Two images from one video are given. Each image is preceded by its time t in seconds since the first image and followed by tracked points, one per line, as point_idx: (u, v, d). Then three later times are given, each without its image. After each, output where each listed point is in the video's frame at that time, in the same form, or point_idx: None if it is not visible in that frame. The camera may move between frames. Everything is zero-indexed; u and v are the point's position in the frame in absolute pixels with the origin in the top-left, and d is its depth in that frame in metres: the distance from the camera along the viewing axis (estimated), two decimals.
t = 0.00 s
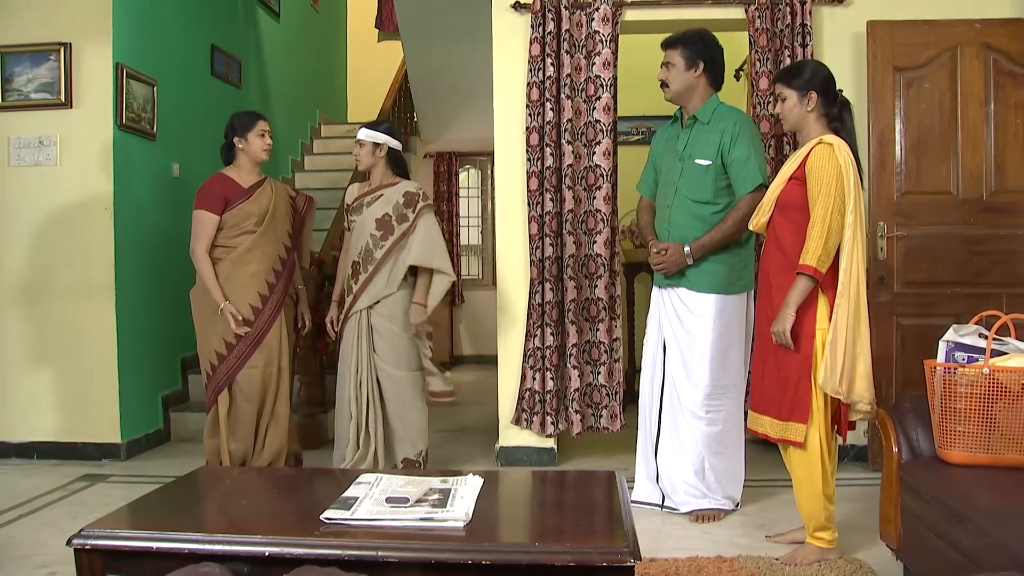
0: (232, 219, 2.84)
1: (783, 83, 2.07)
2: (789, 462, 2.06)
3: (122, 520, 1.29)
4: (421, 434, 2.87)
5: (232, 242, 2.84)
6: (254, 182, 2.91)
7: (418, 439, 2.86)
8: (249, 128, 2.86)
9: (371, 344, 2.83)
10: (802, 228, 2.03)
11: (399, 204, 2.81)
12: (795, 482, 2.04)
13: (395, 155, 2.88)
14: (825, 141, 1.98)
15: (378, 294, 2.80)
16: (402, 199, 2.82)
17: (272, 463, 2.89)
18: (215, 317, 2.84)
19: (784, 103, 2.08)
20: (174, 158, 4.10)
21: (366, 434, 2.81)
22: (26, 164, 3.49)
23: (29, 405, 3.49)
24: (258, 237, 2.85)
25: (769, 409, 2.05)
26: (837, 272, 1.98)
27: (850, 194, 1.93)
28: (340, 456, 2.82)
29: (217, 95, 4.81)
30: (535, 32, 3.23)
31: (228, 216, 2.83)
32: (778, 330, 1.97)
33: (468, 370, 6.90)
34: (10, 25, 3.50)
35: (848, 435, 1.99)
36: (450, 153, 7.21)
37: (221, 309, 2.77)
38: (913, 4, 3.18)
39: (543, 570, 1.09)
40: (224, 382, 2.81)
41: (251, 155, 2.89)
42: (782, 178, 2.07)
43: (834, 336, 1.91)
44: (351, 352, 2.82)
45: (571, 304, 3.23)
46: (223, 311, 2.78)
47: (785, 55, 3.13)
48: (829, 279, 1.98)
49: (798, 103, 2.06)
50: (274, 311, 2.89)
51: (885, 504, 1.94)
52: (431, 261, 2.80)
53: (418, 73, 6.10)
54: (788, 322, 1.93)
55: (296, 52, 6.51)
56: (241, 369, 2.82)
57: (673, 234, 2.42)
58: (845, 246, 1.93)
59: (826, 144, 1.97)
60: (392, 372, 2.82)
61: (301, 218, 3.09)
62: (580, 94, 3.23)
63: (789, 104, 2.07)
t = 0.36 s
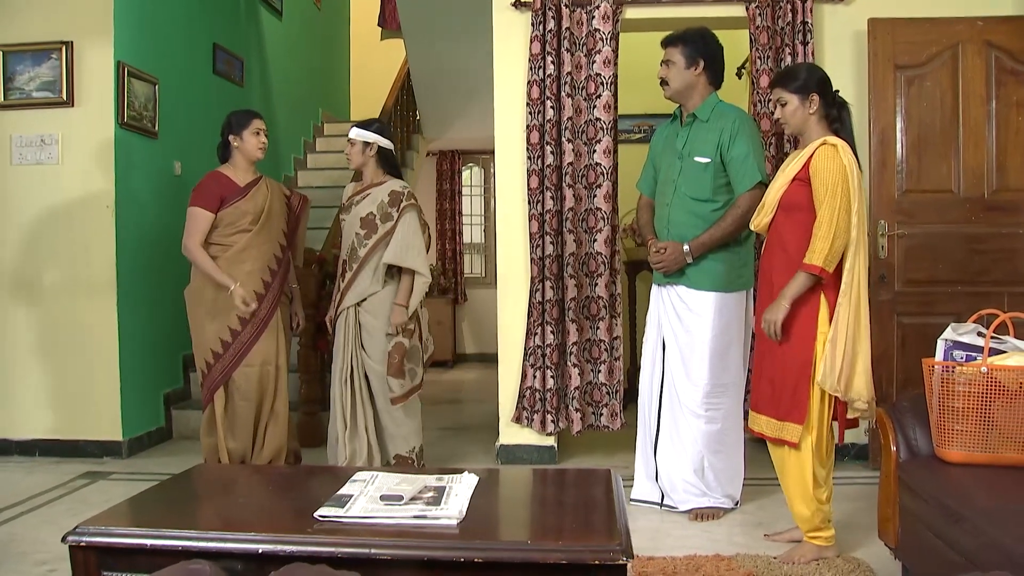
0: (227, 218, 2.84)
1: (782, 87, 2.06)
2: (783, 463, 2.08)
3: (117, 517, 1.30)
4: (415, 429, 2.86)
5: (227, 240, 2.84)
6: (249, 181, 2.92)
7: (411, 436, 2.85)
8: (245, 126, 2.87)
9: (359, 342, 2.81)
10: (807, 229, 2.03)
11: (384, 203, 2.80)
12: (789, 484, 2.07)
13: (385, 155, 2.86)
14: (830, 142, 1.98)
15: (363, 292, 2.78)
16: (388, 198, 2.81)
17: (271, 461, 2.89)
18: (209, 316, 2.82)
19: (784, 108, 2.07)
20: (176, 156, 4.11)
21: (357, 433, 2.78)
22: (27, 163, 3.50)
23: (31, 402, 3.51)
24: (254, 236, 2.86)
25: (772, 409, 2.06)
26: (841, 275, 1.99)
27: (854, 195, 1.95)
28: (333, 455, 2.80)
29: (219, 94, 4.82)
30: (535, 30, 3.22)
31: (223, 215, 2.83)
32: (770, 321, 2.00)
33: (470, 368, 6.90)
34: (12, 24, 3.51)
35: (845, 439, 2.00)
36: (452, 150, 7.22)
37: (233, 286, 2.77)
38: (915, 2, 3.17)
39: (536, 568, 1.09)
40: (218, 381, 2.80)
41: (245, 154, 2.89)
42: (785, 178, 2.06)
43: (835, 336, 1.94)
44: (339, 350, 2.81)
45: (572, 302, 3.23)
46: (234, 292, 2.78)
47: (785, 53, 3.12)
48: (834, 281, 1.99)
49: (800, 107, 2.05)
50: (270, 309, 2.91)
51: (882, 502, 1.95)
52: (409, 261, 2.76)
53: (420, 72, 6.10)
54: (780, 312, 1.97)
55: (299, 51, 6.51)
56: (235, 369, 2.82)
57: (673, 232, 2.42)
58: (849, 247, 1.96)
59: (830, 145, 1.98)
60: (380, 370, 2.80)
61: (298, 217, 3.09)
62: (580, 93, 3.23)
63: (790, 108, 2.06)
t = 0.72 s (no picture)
0: (223, 215, 2.85)
1: (783, 89, 2.05)
2: (785, 461, 2.09)
3: (112, 514, 1.30)
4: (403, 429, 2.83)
5: (223, 236, 2.84)
6: (246, 180, 2.92)
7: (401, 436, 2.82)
8: (241, 125, 2.87)
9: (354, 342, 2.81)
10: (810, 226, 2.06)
11: (378, 203, 2.79)
12: (794, 481, 2.07)
13: (381, 156, 2.86)
14: (834, 140, 2.01)
15: (359, 292, 2.78)
16: (381, 198, 2.80)
17: (269, 459, 2.89)
18: (204, 311, 2.83)
19: (787, 109, 2.06)
20: (176, 154, 4.11)
21: (354, 433, 2.78)
22: (28, 161, 3.51)
23: (31, 400, 3.52)
24: (249, 233, 2.87)
25: (775, 406, 2.07)
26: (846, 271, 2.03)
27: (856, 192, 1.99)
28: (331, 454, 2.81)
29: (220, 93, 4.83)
30: (535, 29, 3.22)
31: (220, 212, 2.84)
32: (754, 296, 2.12)
33: (472, 367, 6.91)
34: (13, 23, 3.52)
35: (851, 436, 2.01)
36: (454, 149, 7.23)
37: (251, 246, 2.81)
38: None
39: (527, 566, 1.09)
40: (212, 379, 2.81)
41: (243, 153, 2.90)
42: (790, 176, 2.08)
43: (845, 332, 1.97)
44: (336, 350, 2.81)
45: (571, 301, 3.22)
46: (255, 249, 2.81)
47: (785, 51, 3.11)
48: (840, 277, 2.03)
49: (802, 107, 2.05)
50: (263, 307, 2.90)
51: (879, 501, 1.94)
52: (410, 262, 2.77)
53: (422, 71, 6.10)
54: (764, 288, 2.08)
55: (301, 49, 6.51)
56: (227, 369, 2.83)
57: (671, 229, 2.41)
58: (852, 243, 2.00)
59: (834, 143, 2.00)
60: (374, 370, 2.79)
61: (296, 215, 3.10)
62: (579, 91, 3.23)
63: (793, 110, 2.05)
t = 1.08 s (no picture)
0: (223, 214, 2.86)
1: (784, 89, 2.03)
2: (790, 457, 2.07)
3: (107, 511, 1.31)
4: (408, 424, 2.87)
5: (222, 236, 2.85)
6: (246, 180, 2.92)
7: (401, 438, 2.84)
8: (240, 124, 2.87)
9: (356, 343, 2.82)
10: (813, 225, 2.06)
11: (381, 203, 2.80)
12: (798, 476, 2.06)
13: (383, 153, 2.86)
14: (838, 138, 2.01)
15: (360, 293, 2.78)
16: (384, 199, 2.80)
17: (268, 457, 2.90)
18: (205, 310, 2.84)
19: (789, 110, 2.05)
20: (177, 154, 4.12)
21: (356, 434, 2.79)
22: (29, 160, 3.52)
23: (33, 398, 3.53)
24: (248, 233, 2.87)
25: (779, 404, 2.06)
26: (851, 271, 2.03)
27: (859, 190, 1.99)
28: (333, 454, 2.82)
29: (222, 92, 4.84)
30: (534, 27, 3.22)
31: (219, 212, 2.85)
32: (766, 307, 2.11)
33: (474, 366, 6.91)
34: (14, 23, 3.53)
35: (851, 434, 2.01)
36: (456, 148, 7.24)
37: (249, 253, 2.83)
38: None
39: (518, 566, 1.10)
40: (214, 375, 2.82)
41: (242, 152, 2.90)
42: (794, 175, 2.08)
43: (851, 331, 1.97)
44: (337, 351, 2.81)
45: (570, 300, 3.22)
46: (254, 256, 2.84)
47: (785, 50, 3.10)
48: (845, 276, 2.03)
49: (804, 107, 2.04)
50: (265, 304, 2.91)
51: (876, 499, 1.93)
52: (413, 263, 2.77)
53: (424, 71, 6.10)
54: (774, 299, 2.07)
55: (302, 48, 6.51)
56: (228, 366, 2.83)
57: (668, 229, 2.42)
58: (856, 241, 1.99)
59: (836, 142, 2.01)
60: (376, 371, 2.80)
61: (298, 213, 3.11)
62: (579, 90, 3.22)
63: (794, 110, 2.04)
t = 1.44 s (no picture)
0: (218, 213, 2.87)
1: (780, 88, 2.03)
2: (790, 456, 2.07)
3: (97, 509, 1.31)
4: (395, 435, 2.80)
5: (217, 235, 2.86)
6: (243, 177, 2.93)
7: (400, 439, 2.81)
8: (228, 124, 2.87)
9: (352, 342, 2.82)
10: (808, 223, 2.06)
11: (374, 201, 2.77)
12: (802, 475, 2.05)
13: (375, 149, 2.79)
14: (835, 137, 2.02)
15: (354, 292, 2.77)
16: (378, 196, 2.77)
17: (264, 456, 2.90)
18: (201, 309, 2.84)
19: (783, 108, 2.05)
20: (176, 153, 4.12)
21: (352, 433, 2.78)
22: (27, 159, 3.52)
23: (30, 396, 3.54)
24: (243, 231, 2.87)
25: (779, 403, 2.06)
26: (850, 269, 2.03)
27: (858, 189, 2.00)
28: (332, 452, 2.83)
29: (220, 91, 4.84)
30: (531, 26, 3.22)
31: (215, 210, 2.86)
32: (765, 307, 2.11)
33: (473, 365, 6.91)
34: (13, 22, 3.53)
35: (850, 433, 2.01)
36: (456, 146, 7.24)
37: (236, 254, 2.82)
38: None
39: (507, 564, 1.10)
40: (211, 373, 2.82)
41: (233, 153, 2.91)
42: (791, 172, 2.07)
43: (852, 331, 1.98)
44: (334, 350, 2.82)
45: (566, 299, 3.22)
46: (241, 258, 2.82)
47: (782, 49, 3.10)
48: (843, 273, 2.04)
49: (799, 105, 2.04)
50: (261, 304, 2.90)
51: (869, 499, 1.95)
52: (406, 264, 2.74)
53: (423, 70, 6.10)
54: (773, 299, 2.07)
55: (301, 47, 6.51)
56: (226, 363, 2.83)
57: (662, 229, 2.41)
58: (855, 241, 2.01)
59: (835, 140, 2.01)
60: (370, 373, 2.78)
61: (301, 211, 3.11)
62: (575, 89, 3.23)
63: (789, 108, 2.04)
